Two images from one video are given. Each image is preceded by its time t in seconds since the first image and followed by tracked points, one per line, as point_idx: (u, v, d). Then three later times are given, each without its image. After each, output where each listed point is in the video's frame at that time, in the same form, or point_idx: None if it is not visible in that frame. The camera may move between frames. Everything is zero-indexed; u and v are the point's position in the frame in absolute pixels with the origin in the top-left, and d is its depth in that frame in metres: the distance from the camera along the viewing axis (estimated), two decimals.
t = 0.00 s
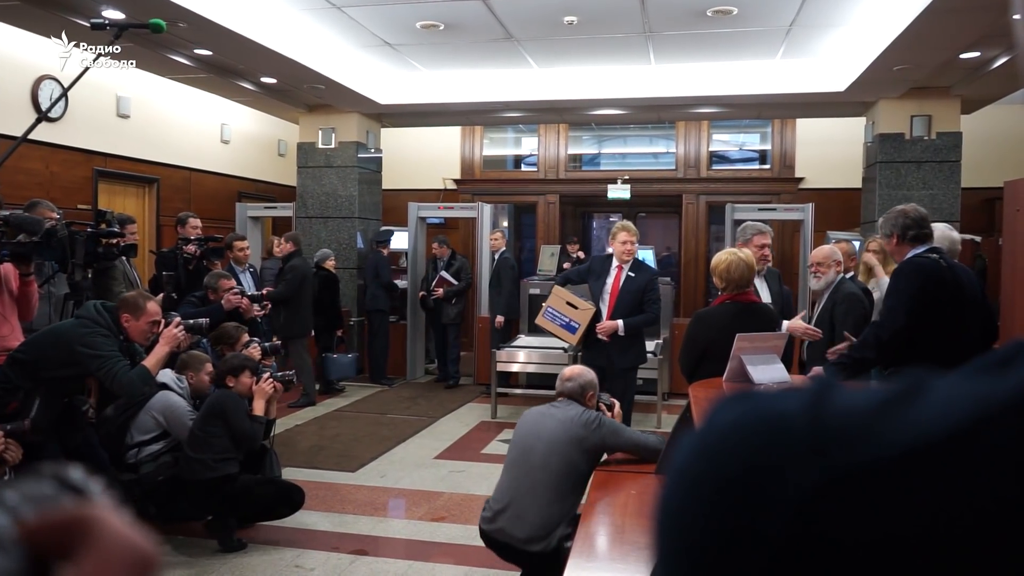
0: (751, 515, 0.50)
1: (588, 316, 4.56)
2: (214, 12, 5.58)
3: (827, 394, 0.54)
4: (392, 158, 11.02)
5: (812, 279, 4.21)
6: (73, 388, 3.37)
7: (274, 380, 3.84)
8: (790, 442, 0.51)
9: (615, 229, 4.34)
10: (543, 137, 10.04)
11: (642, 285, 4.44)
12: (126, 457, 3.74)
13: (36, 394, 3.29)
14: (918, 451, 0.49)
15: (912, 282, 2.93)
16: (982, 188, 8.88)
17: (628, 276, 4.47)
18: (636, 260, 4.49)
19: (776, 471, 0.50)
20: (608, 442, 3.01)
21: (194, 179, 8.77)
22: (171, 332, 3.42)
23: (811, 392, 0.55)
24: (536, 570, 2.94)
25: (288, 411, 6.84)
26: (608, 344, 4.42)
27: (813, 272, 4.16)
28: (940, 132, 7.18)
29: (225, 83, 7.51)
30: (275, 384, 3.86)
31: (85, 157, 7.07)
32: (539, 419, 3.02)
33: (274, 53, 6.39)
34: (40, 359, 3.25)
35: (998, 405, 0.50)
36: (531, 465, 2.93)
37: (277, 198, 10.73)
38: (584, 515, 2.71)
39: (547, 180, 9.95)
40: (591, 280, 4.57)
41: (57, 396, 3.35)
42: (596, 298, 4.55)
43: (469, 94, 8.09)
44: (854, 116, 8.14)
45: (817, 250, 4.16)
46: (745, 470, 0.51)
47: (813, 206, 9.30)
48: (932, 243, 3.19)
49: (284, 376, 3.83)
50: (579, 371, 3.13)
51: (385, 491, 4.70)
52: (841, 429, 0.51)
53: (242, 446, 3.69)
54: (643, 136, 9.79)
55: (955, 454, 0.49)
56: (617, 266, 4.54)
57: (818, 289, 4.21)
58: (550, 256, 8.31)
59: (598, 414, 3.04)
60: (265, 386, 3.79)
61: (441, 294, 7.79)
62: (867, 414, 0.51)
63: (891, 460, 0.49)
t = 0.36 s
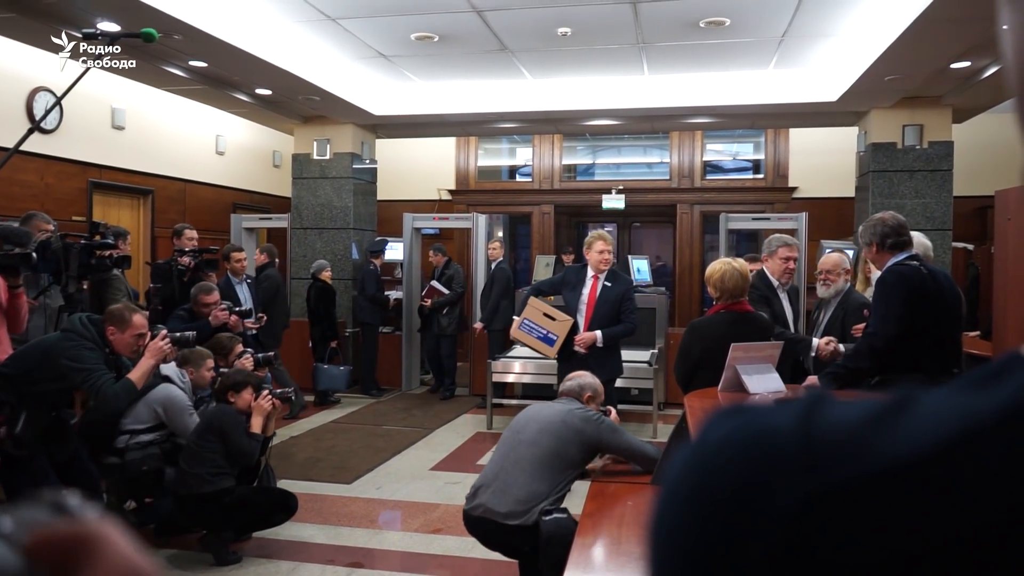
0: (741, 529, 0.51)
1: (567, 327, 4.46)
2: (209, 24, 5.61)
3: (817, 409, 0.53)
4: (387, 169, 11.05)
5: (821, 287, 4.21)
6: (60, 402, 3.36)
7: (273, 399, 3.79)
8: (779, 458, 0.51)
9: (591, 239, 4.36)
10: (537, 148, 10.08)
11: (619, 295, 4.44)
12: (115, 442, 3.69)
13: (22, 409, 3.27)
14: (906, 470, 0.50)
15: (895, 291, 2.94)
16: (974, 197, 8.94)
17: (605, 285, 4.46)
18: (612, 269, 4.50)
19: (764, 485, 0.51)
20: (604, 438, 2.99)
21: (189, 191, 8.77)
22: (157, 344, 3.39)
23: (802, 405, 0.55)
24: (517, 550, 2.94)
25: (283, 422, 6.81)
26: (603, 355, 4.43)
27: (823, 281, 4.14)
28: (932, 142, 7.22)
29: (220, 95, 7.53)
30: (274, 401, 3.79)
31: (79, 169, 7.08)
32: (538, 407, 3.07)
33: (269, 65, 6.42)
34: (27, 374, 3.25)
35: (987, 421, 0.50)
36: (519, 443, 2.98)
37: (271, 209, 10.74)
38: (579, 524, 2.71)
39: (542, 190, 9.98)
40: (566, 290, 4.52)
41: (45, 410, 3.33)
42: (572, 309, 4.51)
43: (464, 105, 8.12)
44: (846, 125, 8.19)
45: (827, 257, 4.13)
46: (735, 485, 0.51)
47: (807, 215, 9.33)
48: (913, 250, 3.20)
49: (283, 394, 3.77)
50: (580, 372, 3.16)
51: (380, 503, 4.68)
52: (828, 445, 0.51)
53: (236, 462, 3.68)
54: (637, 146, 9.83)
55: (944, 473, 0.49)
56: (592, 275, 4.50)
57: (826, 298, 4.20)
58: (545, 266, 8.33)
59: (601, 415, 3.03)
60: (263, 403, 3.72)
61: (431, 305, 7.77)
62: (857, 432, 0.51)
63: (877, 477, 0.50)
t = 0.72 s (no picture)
0: None
1: (530, 325, 4.39)
2: (185, 18, 5.54)
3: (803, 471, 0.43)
4: (363, 164, 10.98)
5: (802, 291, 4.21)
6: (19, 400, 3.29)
7: (245, 396, 3.73)
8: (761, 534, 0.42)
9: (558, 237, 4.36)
10: (515, 146, 10.08)
11: (583, 294, 4.47)
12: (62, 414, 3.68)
13: None
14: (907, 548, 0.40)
15: (862, 297, 2.91)
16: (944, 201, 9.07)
17: (569, 284, 4.48)
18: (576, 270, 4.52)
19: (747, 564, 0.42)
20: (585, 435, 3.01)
21: (161, 184, 8.66)
22: (117, 340, 3.37)
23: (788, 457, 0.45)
24: (483, 536, 2.92)
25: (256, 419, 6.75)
26: (578, 354, 4.44)
27: (805, 285, 4.16)
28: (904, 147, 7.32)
29: (194, 88, 7.44)
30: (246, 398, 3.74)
31: (48, 161, 6.97)
32: (520, 398, 3.08)
33: (245, 59, 6.35)
34: None
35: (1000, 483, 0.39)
36: (502, 427, 2.99)
37: (245, 204, 10.63)
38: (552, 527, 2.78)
39: (519, 188, 9.97)
40: (530, 288, 4.52)
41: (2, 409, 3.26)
42: (536, 308, 4.47)
43: (442, 102, 8.09)
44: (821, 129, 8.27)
45: (810, 262, 4.15)
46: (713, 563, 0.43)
47: (781, 217, 9.42)
48: (876, 254, 3.23)
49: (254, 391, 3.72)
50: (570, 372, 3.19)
51: (352, 501, 4.66)
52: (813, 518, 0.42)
53: (204, 462, 3.64)
54: (615, 146, 9.85)
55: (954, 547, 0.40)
56: (556, 274, 4.51)
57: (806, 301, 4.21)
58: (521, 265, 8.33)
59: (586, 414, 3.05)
60: (234, 400, 3.67)
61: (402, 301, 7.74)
62: (853, 500, 0.41)
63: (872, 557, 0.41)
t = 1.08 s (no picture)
0: None
1: (486, 311, 4.42)
2: None
3: None
4: (317, 142, 10.79)
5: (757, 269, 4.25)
6: None
7: (194, 385, 3.64)
8: None
9: (516, 219, 4.31)
10: (471, 122, 10.00)
11: (541, 278, 4.44)
12: None
13: None
14: None
15: (812, 280, 2.91)
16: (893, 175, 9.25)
17: (526, 268, 4.45)
18: (534, 252, 4.47)
19: None
20: (515, 439, 2.97)
21: (106, 165, 8.42)
22: (52, 331, 3.23)
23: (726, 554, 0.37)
24: None
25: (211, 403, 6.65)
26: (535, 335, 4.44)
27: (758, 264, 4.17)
28: (855, 123, 7.41)
29: (139, 65, 7.21)
30: (196, 387, 3.65)
31: None
32: (444, 422, 2.94)
33: (191, 36, 6.16)
34: None
35: None
36: (433, 468, 2.81)
37: (196, 183, 10.41)
38: (512, 516, 2.75)
39: (476, 165, 9.91)
40: (486, 271, 4.47)
41: None
42: (493, 292, 4.45)
43: (397, 79, 7.97)
44: (775, 105, 8.34)
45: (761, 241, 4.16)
46: None
47: (735, 193, 9.51)
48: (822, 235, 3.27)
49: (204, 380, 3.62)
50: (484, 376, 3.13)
51: (311, 487, 4.61)
52: None
53: (154, 454, 3.58)
54: (571, 122, 9.82)
55: None
56: (514, 256, 4.47)
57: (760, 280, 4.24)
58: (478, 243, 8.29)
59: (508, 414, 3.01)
60: (183, 390, 3.59)
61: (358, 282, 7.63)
62: None
63: None
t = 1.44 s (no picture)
0: None
1: (521, 333, 4.44)
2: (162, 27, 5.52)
3: (712, 435, 0.44)
4: (348, 173, 10.97)
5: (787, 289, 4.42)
6: None
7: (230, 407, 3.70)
8: (684, 501, 0.42)
9: (552, 240, 4.36)
10: (499, 151, 10.10)
11: (576, 301, 4.45)
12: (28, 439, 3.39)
13: None
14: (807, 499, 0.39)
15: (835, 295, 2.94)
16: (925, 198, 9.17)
17: (563, 289, 4.47)
18: (570, 274, 4.50)
19: (662, 534, 0.42)
20: (527, 463, 2.87)
21: (145, 197, 8.64)
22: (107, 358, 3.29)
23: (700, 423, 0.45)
24: None
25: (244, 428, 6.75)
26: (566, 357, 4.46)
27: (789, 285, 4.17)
28: (883, 144, 7.36)
29: (176, 98, 7.42)
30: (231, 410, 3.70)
31: (30, 174, 6.95)
32: (455, 453, 2.90)
33: (224, 69, 6.33)
34: None
35: (900, 436, 0.39)
36: (446, 496, 2.81)
37: (230, 214, 10.62)
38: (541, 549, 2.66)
39: (504, 193, 10.00)
40: (521, 294, 4.51)
41: None
42: (527, 314, 4.49)
43: (425, 108, 8.10)
44: (802, 128, 8.33)
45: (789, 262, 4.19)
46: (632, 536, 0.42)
47: (765, 217, 9.47)
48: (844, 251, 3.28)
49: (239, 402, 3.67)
50: (496, 397, 3.02)
51: (344, 510, 4.65)
52: (733, 474, 0.41)
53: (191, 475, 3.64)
54: (598, 149, 9.88)
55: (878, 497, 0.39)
56: (549, 279, 4.51)
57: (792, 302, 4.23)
58: (507, 270, 8.34)
59: (515, 437, 2.91)
60: (219, 412, 3.64)
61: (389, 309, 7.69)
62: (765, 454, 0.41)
63: (788, 503, 0.40)
